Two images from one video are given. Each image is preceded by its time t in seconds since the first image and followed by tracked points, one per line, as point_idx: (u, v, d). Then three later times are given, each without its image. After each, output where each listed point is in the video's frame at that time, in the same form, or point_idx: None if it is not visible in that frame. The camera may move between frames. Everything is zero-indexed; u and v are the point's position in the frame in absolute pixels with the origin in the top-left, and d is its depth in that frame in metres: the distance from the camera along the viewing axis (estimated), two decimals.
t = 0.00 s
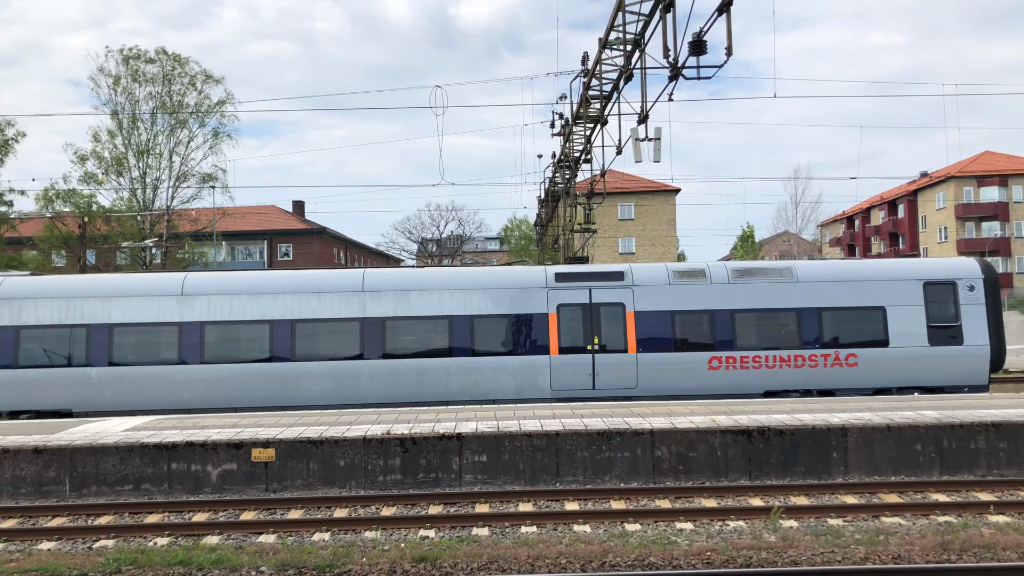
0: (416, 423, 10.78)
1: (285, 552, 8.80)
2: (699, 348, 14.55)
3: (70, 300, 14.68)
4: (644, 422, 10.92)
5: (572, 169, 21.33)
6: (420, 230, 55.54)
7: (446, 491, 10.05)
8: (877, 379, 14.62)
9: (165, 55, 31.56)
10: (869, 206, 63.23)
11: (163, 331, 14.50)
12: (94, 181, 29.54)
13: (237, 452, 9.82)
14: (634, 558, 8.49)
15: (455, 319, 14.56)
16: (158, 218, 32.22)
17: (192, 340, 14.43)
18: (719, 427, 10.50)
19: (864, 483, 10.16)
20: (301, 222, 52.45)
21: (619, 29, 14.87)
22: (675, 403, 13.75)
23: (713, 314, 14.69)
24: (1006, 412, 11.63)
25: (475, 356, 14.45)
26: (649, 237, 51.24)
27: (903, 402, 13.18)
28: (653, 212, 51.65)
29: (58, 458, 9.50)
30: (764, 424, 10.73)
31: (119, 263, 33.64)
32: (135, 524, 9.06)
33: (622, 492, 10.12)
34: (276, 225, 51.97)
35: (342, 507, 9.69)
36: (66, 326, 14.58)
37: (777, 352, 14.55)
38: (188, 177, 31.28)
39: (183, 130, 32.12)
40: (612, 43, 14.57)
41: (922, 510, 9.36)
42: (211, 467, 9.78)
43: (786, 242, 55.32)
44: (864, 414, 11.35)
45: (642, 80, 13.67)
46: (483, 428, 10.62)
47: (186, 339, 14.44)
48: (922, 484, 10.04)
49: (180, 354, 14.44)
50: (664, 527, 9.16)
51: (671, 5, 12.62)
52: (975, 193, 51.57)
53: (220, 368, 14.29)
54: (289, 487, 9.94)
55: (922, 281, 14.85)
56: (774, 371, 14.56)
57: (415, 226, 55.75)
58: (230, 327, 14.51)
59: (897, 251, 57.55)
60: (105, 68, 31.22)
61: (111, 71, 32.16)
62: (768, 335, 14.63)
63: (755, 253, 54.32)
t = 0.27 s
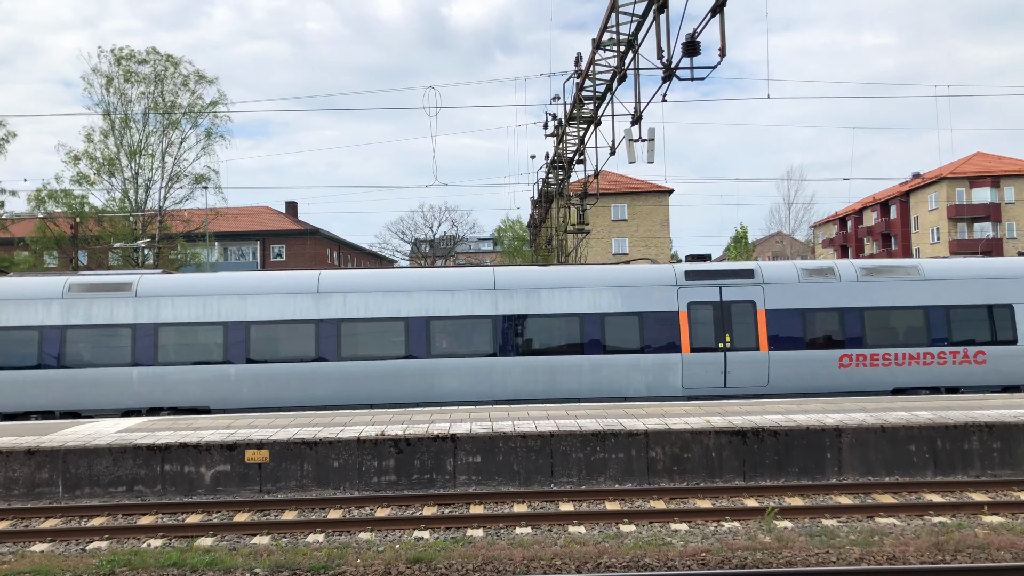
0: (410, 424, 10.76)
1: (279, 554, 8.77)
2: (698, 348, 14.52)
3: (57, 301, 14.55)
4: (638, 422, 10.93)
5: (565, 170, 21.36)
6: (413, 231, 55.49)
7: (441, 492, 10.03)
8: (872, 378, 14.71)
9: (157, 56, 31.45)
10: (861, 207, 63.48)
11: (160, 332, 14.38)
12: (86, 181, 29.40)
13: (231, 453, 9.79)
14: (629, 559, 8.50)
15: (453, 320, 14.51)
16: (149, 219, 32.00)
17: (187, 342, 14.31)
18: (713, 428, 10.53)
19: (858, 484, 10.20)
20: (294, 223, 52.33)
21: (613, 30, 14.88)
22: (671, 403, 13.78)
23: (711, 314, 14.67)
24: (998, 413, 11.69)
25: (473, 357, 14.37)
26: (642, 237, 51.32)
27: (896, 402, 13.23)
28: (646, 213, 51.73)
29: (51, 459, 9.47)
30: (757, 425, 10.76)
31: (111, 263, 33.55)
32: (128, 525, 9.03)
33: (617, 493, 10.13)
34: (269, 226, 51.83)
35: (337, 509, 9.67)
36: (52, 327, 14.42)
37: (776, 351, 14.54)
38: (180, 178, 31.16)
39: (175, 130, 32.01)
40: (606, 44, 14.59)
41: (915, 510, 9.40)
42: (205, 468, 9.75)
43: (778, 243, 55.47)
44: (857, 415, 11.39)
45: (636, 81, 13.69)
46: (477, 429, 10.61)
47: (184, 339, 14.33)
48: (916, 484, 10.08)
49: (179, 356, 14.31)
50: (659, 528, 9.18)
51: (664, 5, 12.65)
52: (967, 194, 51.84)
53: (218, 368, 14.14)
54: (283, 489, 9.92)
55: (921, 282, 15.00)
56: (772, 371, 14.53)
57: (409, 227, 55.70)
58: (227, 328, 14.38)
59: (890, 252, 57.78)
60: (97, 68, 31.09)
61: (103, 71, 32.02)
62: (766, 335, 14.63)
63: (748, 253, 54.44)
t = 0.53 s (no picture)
0: (424, 422, 10.77)
1: (296, 550, 8.82)
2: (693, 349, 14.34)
3: (57, 298, 14.41)
4: (653, 422, 10.90)
5: (580, 169, 21.31)
6: (428, 230, 55.61)
7: (455, 490, 10.03)
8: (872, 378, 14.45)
9: (175, 55, 31.66)
10: (878, 207, 63.03)
11: (145, 330, 14.26)
12: (104, 180, 29.63)
13: (247, 450, 9.84)
14: (645, 558, 8.48)
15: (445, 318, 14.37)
16: (167, 216, 32.31)
17: (180, 339, 14.23)
18: (729, 427, 10.49)
19: (875, 484, 10.13)
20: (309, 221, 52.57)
21: (628, 28, 14.82)
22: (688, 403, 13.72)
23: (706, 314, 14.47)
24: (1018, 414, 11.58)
25: (463, 356, 14.23)
26: (657, 236, 51.20)
27: (914, 403, 13.13)
28: (660, 212, 51.60)
29: (71, 455, 9.53)
30: (774, 424, 10.71)
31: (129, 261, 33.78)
32: (146, 520, 9.10)
33: (632, 492, 10.11)
34: (284, 224, 52.05)
35: (352, 506, 9.70)
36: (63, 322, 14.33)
37: (770, 353, 14.37)
38: (197, 176, 31.36)
39: (192, 129, 32.21)
40: (621, 42, 14.53)
41: (934, 512, 9.33)
42: (222, 465, 9.81)
43: (794, 242, 55.20)
44: (875, 416, 11.31)
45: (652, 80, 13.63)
46: (492, 428, 10.60)
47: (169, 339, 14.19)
48: (935, 485, 10.00)
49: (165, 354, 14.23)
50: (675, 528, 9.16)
51: (681, 4, 12.59)
52: (986, 193, 51.35)
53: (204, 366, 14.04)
54: (298, 485, 9.96)
55: (934, 281, 14.77)
56: (768, 372, 14.35)
57: (424, 226, 55.82)
58: (215, 326, 14.27)
59: (907, 251, 57.35)
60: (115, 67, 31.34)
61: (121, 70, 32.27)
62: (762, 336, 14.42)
63: (764, 253, 54.17)
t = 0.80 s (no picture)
0: (456, 421, 10.78)
1: (330, 547, 8.88)
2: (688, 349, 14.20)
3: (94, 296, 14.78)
4: (687, 422, 10.81)
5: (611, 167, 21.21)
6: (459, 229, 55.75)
7: (488, 490, 10.03)
8: (872, 381, 14.20)
9: (211, 57, 32.08)
10: (916, 204, 61.91)
11: (145, 329, 14.63)
12: (142, 180, 30.13)
13: (282, 447, 9.93)
14: (679, 559, 8.40)
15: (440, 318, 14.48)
16: (202, 216, 32.74)
17: (214, 337, 14.50)
18: (764, 428, 10.37)
19: (915, 487, 9.95)
20: (342, 221, 53.00)
21: (660, 25, 14.70)
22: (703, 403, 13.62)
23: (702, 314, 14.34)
24: None
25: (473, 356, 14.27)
26: (689, 235, 50.82)
27: (953, 404, 12.88)
28: (693, 210, 51.25)
29: (111, 451, 9.66)
30: (810, 425, 10.56)
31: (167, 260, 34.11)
32: (184, 516, 9.21)
33: (665, 493, 10.03)
34: (317, 224, 52.54)
35: (385, 504, 9.75)
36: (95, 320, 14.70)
37: (766, 353, 14.18)
38: (232, 176, 31.76)
39: (227, 130, 32.62)
40: (653, 40, 14.43)
41: (976, 516, 9.13)
42: (257, 462, 9.90)
43: (829, 241, 54.41)
44: (913, 417, 11.11)
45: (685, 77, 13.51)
46: (524, 427, 10.58)
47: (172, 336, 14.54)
48: (976, 489, 9.79)
49: (167, 353, 14.58)
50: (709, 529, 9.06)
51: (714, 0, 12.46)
52: None
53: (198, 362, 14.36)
54: (332, 483, 10.03)
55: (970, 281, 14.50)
56: (765, 373, 14.16)
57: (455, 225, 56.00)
58: (212, 325, 14.56)
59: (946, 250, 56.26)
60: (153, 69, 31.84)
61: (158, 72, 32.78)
62: (758, 337, 14.24)
63: (798, 251, 53.48)
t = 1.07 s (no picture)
0: (506, 419, 10.75)
1: (381, 544, 8.92)
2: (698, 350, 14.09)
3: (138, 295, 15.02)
4: (740, 421, 10.63)
5: (661, 163, 21.02)
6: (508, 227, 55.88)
7: (538, 488, 9.98)
8: (887, 381, 13.97)
9: (264, 60, 32.62)
10: (977, 199, 60.10)
11: (191, 328, 14.84)
12: (198, 182, 30.79)
13: (334, 444, 10.02)
14: (734, 560, 8.25)
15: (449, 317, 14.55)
16: (256, 217, 33.29)
17: (261, 335, 14.67)
18: (820, 428, 10.14)
19: (979, 490, 9.63)
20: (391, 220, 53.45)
21: (711, 19, 14.49)
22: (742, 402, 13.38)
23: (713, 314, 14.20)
24: None
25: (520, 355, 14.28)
26: (742, 232, 50.15)
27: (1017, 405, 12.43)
28: (744, 206, 50.62)
29: (169, 447, 9.81)
30: (867, 425, 10.31)
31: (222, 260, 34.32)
32: (240, 511, 9.35)
33: (718, 493, 9.88)
34: (366, 223, 53.09)
35: (436, 501, 9.77)
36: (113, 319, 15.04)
37: (779, 353, 14.00)
38: (284, 177, 32.25)
39: (280, 131, 33.14)
40: (704, 34, 14.23)
41: None
42: (310, 458, 10.00)
43: (886, 237, 53.12)
44: (976, 418, 10.74)
45: (736, 72, 13.30)
46: (574, 425, 10.51)
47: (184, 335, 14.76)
48: None
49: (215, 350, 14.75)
50: (764, 530, 8.88)
51: None
52: None
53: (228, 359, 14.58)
54: (383, 480, 10.08)
55: None
56: (777, 374, 13.98)
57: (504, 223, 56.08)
58: (228, 323, 14.80)
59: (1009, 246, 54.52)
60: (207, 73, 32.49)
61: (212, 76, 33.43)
62: (771, 337, 14.05)
63: (854, 248, 52.32)
